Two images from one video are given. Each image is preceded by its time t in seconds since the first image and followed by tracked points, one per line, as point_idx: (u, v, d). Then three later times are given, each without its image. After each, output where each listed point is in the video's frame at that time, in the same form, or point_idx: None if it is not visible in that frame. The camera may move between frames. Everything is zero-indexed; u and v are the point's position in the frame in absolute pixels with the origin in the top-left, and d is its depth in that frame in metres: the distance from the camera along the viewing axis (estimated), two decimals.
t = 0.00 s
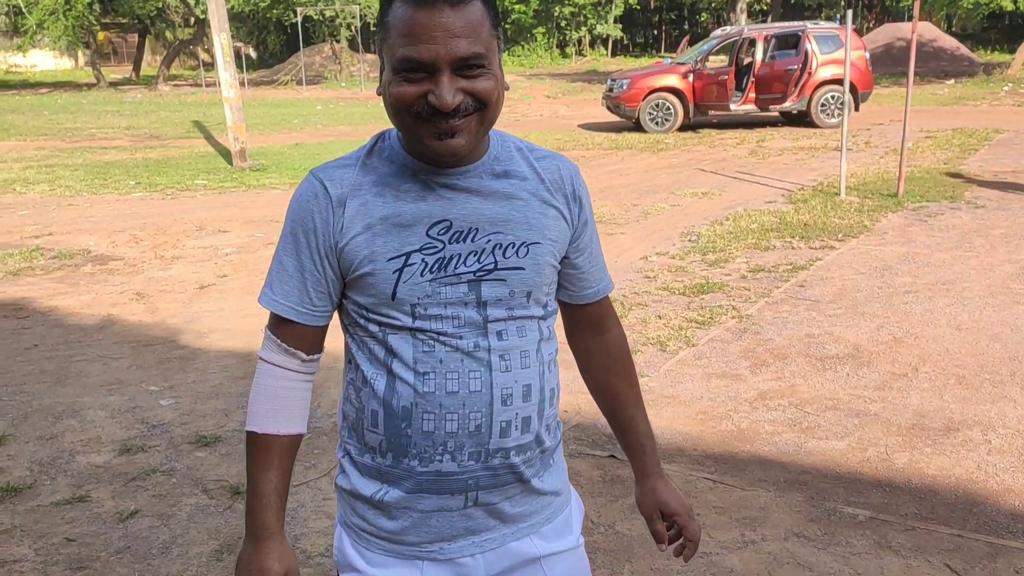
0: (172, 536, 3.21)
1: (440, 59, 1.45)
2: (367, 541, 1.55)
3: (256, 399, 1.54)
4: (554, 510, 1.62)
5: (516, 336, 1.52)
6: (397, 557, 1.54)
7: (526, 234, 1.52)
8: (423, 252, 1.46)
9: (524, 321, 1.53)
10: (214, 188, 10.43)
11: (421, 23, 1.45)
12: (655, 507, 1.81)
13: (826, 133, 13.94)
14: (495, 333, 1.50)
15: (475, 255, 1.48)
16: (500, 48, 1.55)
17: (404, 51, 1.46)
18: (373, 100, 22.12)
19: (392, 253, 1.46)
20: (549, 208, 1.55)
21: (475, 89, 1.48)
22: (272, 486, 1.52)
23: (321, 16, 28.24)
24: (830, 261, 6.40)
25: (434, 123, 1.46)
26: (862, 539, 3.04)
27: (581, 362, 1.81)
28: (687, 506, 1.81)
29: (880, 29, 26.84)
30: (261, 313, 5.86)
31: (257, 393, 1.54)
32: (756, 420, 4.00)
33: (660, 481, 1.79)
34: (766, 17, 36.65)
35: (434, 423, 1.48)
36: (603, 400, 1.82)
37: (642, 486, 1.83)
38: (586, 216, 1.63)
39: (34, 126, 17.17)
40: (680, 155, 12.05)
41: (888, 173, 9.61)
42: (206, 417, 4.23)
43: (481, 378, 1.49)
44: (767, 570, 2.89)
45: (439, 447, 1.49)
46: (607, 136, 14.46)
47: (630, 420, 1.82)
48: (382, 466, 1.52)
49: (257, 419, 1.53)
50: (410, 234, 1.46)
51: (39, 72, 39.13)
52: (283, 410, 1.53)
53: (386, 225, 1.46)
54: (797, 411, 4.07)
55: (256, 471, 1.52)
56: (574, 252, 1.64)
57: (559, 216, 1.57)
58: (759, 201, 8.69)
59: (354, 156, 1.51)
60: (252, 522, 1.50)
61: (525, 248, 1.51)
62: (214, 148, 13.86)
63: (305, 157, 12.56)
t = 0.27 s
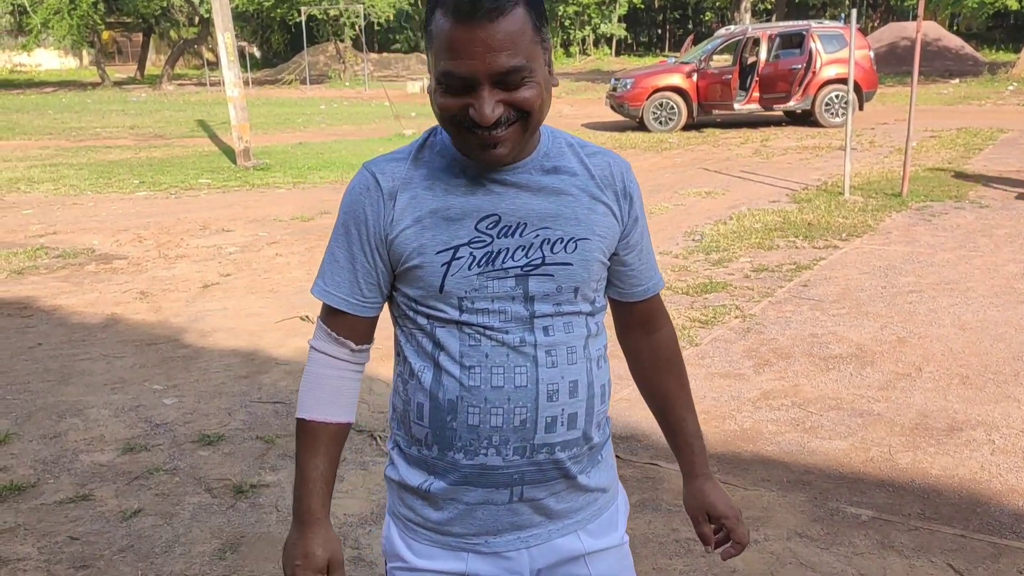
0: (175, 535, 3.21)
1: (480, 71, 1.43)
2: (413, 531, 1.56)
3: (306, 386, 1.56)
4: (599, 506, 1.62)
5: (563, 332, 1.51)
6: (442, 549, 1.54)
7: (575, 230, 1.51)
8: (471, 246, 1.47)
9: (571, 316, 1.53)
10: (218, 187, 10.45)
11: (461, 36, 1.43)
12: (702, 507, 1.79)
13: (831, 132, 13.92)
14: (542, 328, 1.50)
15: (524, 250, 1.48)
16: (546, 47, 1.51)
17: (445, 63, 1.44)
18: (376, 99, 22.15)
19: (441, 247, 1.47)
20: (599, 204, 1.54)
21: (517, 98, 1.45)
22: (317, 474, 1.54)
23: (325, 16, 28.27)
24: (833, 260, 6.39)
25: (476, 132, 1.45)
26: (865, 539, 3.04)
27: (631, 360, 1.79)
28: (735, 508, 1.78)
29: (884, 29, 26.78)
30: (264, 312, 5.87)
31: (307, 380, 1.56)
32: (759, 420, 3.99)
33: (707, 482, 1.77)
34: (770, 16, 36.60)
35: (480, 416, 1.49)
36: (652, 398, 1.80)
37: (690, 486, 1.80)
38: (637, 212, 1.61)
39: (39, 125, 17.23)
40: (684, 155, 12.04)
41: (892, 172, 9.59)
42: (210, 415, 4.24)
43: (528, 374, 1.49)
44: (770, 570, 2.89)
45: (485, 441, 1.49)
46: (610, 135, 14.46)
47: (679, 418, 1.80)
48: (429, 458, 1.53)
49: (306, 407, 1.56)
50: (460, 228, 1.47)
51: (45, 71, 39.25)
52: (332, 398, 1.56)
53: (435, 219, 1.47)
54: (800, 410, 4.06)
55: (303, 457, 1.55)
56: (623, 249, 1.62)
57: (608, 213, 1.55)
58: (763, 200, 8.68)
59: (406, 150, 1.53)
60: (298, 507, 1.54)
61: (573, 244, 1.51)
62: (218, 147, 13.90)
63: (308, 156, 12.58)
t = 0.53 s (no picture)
0: (177, 533, 3.21)
1: (511, 99, 1.40)
2: (447, 518, 1.59)
3: (354, 374, 1.62)
4: (633, 504, 1.61)
5: (601, 332, 1.51)
6: (475, 537, 1.57)
7: (618, 232, 1.50)
8: (513, 246, 1.48)
9: (611, 318, 1.52)
10: (220, 185, 10.45)
11: (492, 65, 1.40)
12: (745, 511, 1.76)
13: (833, 131, 13.90)
14: (580, 328, 1.50)
15: (565, 251, 1.48)
16: (586, 60, 1.46)
17: (479, 90, 1.43)
18: (378, 97, 22.15)
19: (483, 245, 1.49)
20: (645, 205, 1.52)
21: (551, 121, 1.42)
22: (363, 460, 1.61)
23: (327, 14, 28.26)
24: (835, 259, 6.39)
25: (512, 153, 1.44)
26: (867, 538, 3.04)
27: (681, 359, 1.77)
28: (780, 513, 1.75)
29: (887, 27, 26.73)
30: (267, 310, 5.87)
31: (356, 368, 1.62)
32: (761, 419, 3.99)
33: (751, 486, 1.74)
34: (773, 15, 36.54)
35: (515, 412, 1.50)
36: (701, 397, 1.78)
37: (735, 489, 1.77)
38: (688, 212, 1.58)
39: (41, 124, 17.24)
40: (686, 153, 12.04)
41: (894, 171, 9.58)
42: (212, 414, 4.24)
43: (564, 373, 1.49)
44: (771, 569, 2.89)
45: (518, 436, 1.51)
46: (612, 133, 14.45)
47: (726, 419, 1.77)
48: (467, 448, 1.55)
49: (354, 394, 1.62)
50: (503, 227, 1.49)
51: (47, 70, 39.28)
52: (378, 387, 1.61)
53: (479, 217, 1.49)
54: (803, 409, 4.06)
55: (349, 444, 1.62)
56: (671, 250, 1.59)
57: (655, 215, 1.53)
58: (765, 199, 8.67)
59: (458, 146, 1.55)
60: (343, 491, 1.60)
61: (616, 246, 1.50)
62: (220, 146, 13.91)
63: (310, 155, 12.58)
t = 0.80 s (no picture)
0: (178, 532, 3.22)
1: (526, 100, 1.39)
2: (448, 505, 1.61)
3: (365, 362, 1.66)
4: (632, 503, 1.61)
5: (607, 337, 1.50)
6: (474, 526, 1.58)
7: (629, 238, 1.49)
8: (523, 248, 1.49)
9: (618, 323, 1.51)
10: (221, 184, 10.45)
11: (510, 64, 1.38)
12: (759, 519, 1.75)
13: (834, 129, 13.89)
14: (585, 332, 1.50)
15: (574, 256, 1.48)
16: (605, 63, 1.45)
17: (496, 89, 1.42)
18: (379, 96, 22.14)
19: (494, 246, 1.50)
20: (659, 211, 1.50)
21: (566, 125, 1.41)
22: (368, 450, 1.64)
23: (328, 12, 28.23)
24: (837, 257, 6.38)
25: (525, 155, 1.44)
26: (868, 536, 3.04)
27: (701, 364, 1.74)
28: (793, 523, 1.73)
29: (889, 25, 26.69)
30: (268, 309, 5.88)
31: (367, 356, 1.65)
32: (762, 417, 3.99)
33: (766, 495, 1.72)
34: (774, 13, 36.48)
35: (518, 411, 1.51)
36: (719, 403, 1.75)
37: (749, 496, 1.76)
38: (707, 220, 1.55)
39: (42, 123, 17.24)
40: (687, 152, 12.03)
41: (896, 169, 9.57)
42: (213, 412, 4.25)
43: (564, 375, 1.50)
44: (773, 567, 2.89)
45: (518, 432, 1.52)
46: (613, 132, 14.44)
47: (743, 427, 1.74)
48: (471, 440, 1.57)
49: (365, 381, 1.65)
50: (513, 228, 1.49)
51: (48, 68, 39.28)
52: (387, 377, 1.65)
53: (490, 218, 1.50)
54: (804, 407, 4.06)
55: (357, 431, 1.65)
56: (686, 257, 1.57)
57: (670, 222, 1.51)
58: (766, 197, 8.67)
59: (476, 140, 1.55)
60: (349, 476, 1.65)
61: (626, 253, 1.49)
62: (222, 145, 13.91)
63: (311, 153, 12.57)
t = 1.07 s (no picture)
0: (188, 529, 3.23)
1: (501, 123, 1.32)
2: (429, 518, 1.56)
3: (329, 385, 1.55)
4: (618, 507, 1.59)
5: (589, 346, 1.48)
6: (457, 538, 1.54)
7: (607, 248, 1.46)
8: (500, 264, 1.44)
9: (599, 331, 1.49)
10: (231, 183, 10.49)
11: (486, 85, 1.31)
12: (738, 521, 1.71)
13: (845, 128, 13.84)
14: (567, 342, 1.46)
15: (553, 269, 1.44)
16: (582, 84, 1.39)
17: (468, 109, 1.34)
18: (390, 95, 22.18)
19: (470, 263, 1.45)
20: (636, 216, 1.47)
21: (540, 150, 1.35)
22: (338, 480, 1.51)
23: (338, 11, 28.28)
24: (847, 257, 6.36)
25: (498, 178, 1.38)
26: (878, 537, 3.02)
27: (679, 365, 1.72)
28: (773, 524, 1.69)
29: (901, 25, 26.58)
30: (277, 307, 5.90)
31: (331, 379, 1.55)
32: (771, 417, 3.98)
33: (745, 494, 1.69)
34: (785, 12, 36.38)
35: (500, 424, 1.47)
36: (696, 402, 1.72)
37: (728, 498, 1.73)
38: (683, 222, 1.53)
39: (54, 121, 17.33)
40: (698, 151, 12.01)
41: (907, 169, 9.53)
42: (223, 410, 4.26)
43: (549, 387, 1.46)
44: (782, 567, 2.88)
45: (501, 447, 1.48)
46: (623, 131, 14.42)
47: (720, 425, 1.72)
48: (451, 454, 1.53)
49: (330, 407, 1.54)
50: (490, 244, 1.44)
51: (60, 67, 39.47)
52: (356, 398, 1.54)
53: (465, 234, 1.44)
54: (814, 407, 4.05)
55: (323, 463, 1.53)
56: (664, 261, 1.55)
57: (648, 226, 1.49)
58: (776, 196, 8.64)
59: (445, 153, 1.49)
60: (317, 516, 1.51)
61: (605, 262, 1.46)
62: (232, 144, 13.96)
63: (322, 153, 12.61)
